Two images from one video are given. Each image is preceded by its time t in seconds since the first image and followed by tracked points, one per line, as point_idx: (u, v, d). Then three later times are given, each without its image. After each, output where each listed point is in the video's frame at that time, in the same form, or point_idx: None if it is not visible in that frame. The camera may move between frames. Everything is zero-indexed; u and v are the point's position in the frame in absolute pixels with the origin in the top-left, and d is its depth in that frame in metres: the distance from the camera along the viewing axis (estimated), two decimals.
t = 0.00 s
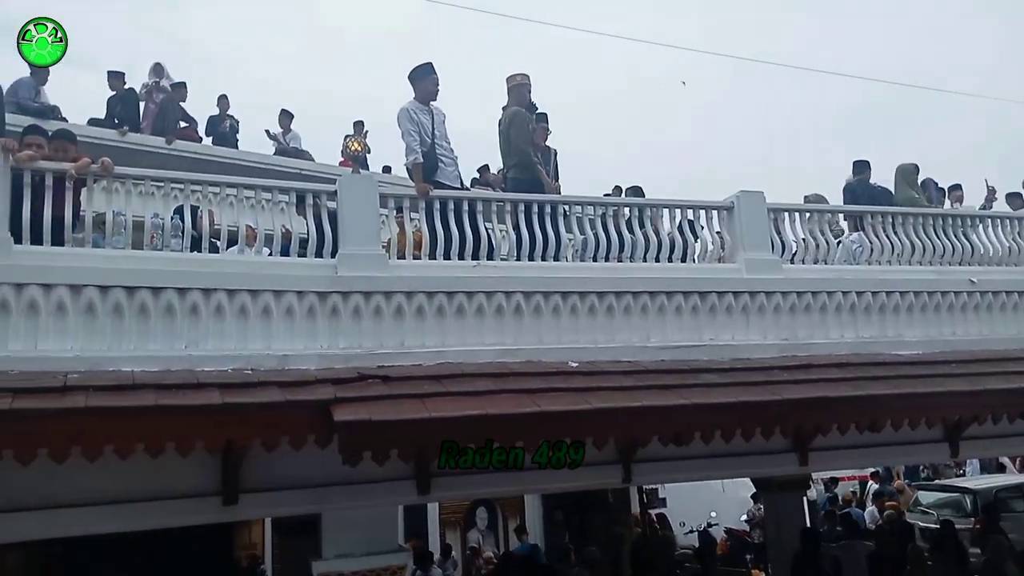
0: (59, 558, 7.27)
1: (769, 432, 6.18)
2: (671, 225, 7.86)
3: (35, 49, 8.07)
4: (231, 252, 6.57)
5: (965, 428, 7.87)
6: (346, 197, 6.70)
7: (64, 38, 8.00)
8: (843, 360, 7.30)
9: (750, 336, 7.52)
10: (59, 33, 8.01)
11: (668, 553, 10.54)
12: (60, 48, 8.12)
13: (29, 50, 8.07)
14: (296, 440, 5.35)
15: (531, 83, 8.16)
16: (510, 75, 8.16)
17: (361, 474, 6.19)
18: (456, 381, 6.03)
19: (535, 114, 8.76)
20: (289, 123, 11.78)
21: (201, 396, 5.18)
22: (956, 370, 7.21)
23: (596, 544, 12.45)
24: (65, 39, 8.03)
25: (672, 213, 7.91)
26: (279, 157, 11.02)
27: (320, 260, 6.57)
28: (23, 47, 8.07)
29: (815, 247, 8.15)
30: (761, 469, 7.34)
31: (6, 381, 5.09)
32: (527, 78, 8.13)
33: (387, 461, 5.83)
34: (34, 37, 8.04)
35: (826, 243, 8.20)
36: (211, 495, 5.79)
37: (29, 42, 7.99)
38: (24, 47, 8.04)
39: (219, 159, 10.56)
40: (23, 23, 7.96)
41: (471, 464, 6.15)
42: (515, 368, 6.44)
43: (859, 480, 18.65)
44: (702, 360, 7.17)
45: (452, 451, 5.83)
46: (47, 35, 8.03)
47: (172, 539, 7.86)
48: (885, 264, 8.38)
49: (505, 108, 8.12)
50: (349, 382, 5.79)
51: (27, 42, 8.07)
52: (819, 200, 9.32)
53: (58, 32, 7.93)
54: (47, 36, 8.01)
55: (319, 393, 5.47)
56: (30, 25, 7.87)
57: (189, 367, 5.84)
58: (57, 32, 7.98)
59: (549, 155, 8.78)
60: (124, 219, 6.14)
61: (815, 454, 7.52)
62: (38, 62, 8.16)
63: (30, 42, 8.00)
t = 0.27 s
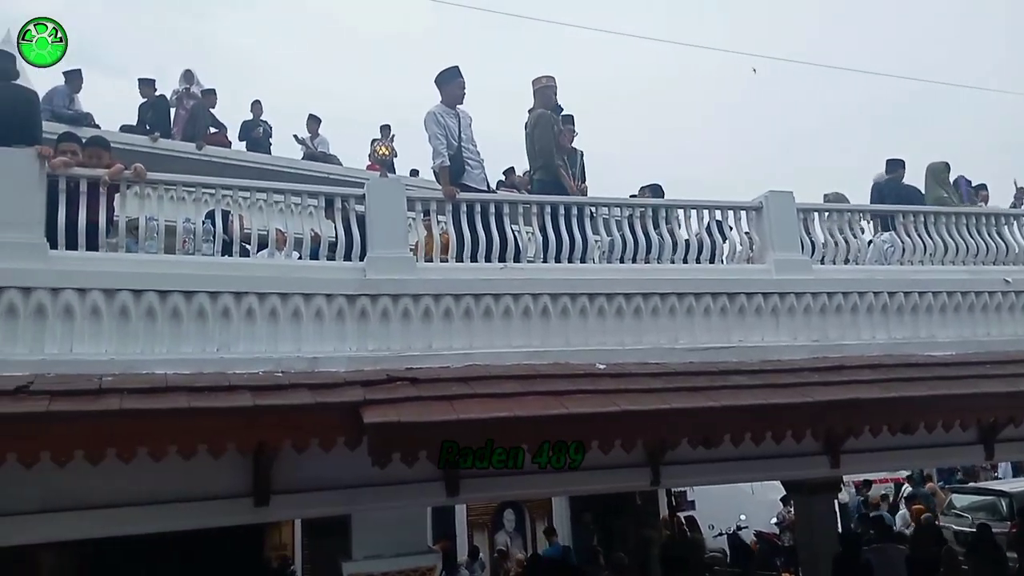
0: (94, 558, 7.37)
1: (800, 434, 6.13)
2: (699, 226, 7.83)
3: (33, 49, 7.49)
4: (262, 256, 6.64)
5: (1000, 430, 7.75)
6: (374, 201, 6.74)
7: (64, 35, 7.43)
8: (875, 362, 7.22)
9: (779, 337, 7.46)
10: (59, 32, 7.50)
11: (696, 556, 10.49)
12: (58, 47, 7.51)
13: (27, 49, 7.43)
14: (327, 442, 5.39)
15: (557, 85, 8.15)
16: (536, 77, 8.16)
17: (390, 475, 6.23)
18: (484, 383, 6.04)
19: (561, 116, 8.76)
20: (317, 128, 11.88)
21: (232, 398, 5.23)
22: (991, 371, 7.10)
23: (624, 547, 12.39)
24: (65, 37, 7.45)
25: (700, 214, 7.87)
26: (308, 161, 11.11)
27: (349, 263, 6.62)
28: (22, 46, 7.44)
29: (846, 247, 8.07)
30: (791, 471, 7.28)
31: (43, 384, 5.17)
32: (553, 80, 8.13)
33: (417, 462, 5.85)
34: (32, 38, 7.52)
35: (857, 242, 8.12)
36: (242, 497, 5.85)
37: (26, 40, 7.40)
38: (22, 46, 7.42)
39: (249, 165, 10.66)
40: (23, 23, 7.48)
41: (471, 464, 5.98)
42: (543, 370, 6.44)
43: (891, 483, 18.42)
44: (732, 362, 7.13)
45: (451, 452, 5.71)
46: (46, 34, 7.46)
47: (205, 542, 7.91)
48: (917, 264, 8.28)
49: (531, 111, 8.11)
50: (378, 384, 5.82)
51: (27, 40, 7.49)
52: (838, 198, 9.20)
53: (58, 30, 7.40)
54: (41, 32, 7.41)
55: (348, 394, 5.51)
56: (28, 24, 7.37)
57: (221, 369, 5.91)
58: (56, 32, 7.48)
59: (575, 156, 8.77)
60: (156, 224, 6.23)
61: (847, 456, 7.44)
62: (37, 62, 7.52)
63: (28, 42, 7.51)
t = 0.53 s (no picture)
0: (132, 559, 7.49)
1: (834, 436, 6.07)
2: (729, 227, 7.78)
3: (34, 48, 6.74)
4: (294, 260, 6.71)
5: None
6: (404, 205, 6.79)
7: (66, 35, 6.71)
8: (910, 363, 7.13)
9: (812, 338, 7.40)
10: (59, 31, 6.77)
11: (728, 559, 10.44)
12: (61, 47, 6.82)
13: (26, 50, 6.69)
14: (360, 444, 5.43)
15: (584, 87, 8.14)
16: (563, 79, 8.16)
17: (422, 477, 6.27)
18: (514, 386, 6.05)
19: (589, 118, 8.75)
20: (346, 133, 11.96)
21: (266, 401, 5.29)
22: None
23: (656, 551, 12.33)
24: (66, 35, 6.74)
25: (730, 214, 7.82)
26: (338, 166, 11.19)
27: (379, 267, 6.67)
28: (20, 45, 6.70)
29: (879, 246, 7.99)
30: (825, 473, 7.21)
31: (82, 388, 5.27)
32: (581, 82, 8.12)
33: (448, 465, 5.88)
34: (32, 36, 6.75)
35: (891, 242, 8.03)
36: (277, 498, 5.91)
37: (26, 41, 6.64)
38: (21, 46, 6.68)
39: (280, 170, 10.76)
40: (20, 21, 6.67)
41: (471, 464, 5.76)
42: (573, 372, 6.44)
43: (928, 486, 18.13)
44: (764, 363, 7.08)
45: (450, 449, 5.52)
46: (47, 34, 6.77)
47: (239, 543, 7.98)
48: (953, 263, 8.17)
49: (559, 113, 8.12)
50: (409, 387, 5.85)
51: (24, 39, 6.73)
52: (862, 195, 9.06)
53: (60, 30, 6.69)
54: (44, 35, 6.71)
55: (380, 397, 5.55)
56: (27, 22, 6.62)
57: (255, 373, 5.98)
58: (57, 31, 6.81)
59: (603, 157, 8.76)
60: (191, 230, 6.32)
61: (883, 458, 7.35)
62: (38, 63, 6.78)
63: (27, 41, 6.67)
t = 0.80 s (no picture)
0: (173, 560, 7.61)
1: (872, 437, 6.00)
2: (764, 227, 7.72)
3: (34, 49, 7.88)
4: (329, 264, 6.78)
5: None
6: (437, 208, 6.84)
7: (65, 36, 7.90)
8: (950, 363, 7.02)
9: (849, 339, 7.31)
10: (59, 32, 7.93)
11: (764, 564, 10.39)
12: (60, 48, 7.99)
13: (29, 50, 7.82)
14: (395, 446, 5.47)
15: (616, 87, 8.09)
16: (593, 81, 8.14)
17: (458, 479, 6.30)
18: (548, 388, 6.05)
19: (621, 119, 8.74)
20: (379, 138, 12.07)
21: (302, 403, 5.35)
22: None
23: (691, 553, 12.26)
24: (64, 37, 7.93)
25: (765, 214, 7.76)
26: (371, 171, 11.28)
27: (412, 270, 6.72)
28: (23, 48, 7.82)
29: (918, 244, 7.87)
30: (864, 475, 7.13)
31: (124, 391, 5.37)
32: (612, 83, 8.10)
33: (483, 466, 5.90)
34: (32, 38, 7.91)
35: (930, 240, 7.91)
36: (314, 500, 5.97)
37: (30, 42, 7.77)
38: (24, 48, 7.79)
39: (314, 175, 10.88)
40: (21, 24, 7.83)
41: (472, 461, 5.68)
42: (607, 374, 6.43)
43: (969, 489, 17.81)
44: (800, 364, 7.01)
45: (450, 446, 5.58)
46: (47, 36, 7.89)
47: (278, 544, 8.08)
48: (994, 261, 8.02)
49: (590, 115, 8.10)
50: (443, 389, 5.88)
51: (26, 42, 7.85)
52: (890, 194, 8.92)
53: (59, 32, 7.89)
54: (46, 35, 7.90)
55: (415, 399, 5.59)
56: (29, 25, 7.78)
57: (292, 375, 6.05)
58: (57, 32, 7.87)
59: (635, 158, 8.74)
60: (229, 235, 6.42)
61: (923, 460, 7.24)
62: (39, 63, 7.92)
63: (30, 42, 7.79)
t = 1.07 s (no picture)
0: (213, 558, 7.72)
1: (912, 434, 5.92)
2: (799, 223, 7.65)
3: (35, 49, 7.28)
4: (364, 266, 6.85)
5: None
6: (469, 208, 6.86)
7: (66, 35, 7.24)
8: (991, 359, 6.91)
9: (887, 335, 7.22)
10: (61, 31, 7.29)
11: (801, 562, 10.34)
12: (61, 47, 7.34)
13: (28, 50, 7.25)
14: (431, 446, 5.50)
15: (647, 85, 8.09)
16: (625, 78, 8.13)
17: (493, 478, 6.32)
18: (582, 387, 6.05)
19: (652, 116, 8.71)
20: (409, 140, 12.13)
21: (338, 404, 5.40)
22: None
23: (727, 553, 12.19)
24: (65, 36, 7.28)
25: (800, 210, 7.69)
26: (403, 173, 11.35)
27: (445, 271, 6.75)
28: (23, 47, 7.26)
29: (957, 238, 7.75)
30: (903, 473, 7.04)
31: (165, 393, 5.46)
32: (643, 80, 8.08)
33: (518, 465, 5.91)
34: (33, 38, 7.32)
35: (969, 234, 7.78)
36: (351, 499, 6.03)
37: (28, 41, 7.21)
38: (23, 47, 7.24)
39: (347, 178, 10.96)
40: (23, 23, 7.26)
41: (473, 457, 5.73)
42: (641, 373, 6.41)
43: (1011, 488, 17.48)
44: (838, 361, 6.93)
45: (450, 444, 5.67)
46: (48, 36, 7.31)
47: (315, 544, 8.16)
48: None
49: (622, 112, 8.09)
50: (478, 388, 5.91)
51: (27, 41, 7.29)
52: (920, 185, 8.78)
53: (60, 31, 7.25)
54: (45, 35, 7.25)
55: (450, 399, 5.61)
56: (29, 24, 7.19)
57: (328, 376, 6.12)
58: (57, 31, 7.29)
59: (668, 156, 8.71)
60: (265, 238, 6.50)
61: (964, 458, 7.13)
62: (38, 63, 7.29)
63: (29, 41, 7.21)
